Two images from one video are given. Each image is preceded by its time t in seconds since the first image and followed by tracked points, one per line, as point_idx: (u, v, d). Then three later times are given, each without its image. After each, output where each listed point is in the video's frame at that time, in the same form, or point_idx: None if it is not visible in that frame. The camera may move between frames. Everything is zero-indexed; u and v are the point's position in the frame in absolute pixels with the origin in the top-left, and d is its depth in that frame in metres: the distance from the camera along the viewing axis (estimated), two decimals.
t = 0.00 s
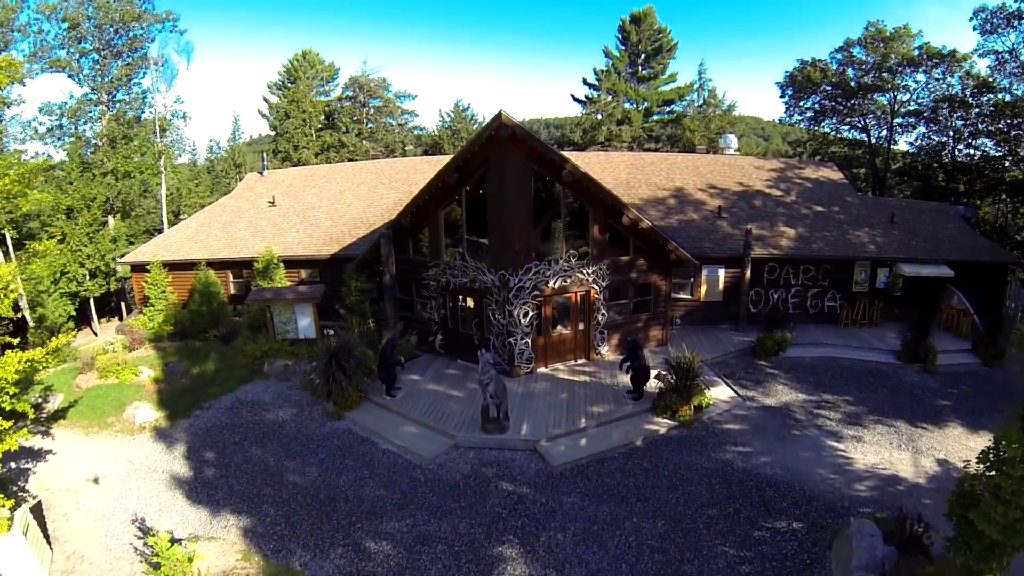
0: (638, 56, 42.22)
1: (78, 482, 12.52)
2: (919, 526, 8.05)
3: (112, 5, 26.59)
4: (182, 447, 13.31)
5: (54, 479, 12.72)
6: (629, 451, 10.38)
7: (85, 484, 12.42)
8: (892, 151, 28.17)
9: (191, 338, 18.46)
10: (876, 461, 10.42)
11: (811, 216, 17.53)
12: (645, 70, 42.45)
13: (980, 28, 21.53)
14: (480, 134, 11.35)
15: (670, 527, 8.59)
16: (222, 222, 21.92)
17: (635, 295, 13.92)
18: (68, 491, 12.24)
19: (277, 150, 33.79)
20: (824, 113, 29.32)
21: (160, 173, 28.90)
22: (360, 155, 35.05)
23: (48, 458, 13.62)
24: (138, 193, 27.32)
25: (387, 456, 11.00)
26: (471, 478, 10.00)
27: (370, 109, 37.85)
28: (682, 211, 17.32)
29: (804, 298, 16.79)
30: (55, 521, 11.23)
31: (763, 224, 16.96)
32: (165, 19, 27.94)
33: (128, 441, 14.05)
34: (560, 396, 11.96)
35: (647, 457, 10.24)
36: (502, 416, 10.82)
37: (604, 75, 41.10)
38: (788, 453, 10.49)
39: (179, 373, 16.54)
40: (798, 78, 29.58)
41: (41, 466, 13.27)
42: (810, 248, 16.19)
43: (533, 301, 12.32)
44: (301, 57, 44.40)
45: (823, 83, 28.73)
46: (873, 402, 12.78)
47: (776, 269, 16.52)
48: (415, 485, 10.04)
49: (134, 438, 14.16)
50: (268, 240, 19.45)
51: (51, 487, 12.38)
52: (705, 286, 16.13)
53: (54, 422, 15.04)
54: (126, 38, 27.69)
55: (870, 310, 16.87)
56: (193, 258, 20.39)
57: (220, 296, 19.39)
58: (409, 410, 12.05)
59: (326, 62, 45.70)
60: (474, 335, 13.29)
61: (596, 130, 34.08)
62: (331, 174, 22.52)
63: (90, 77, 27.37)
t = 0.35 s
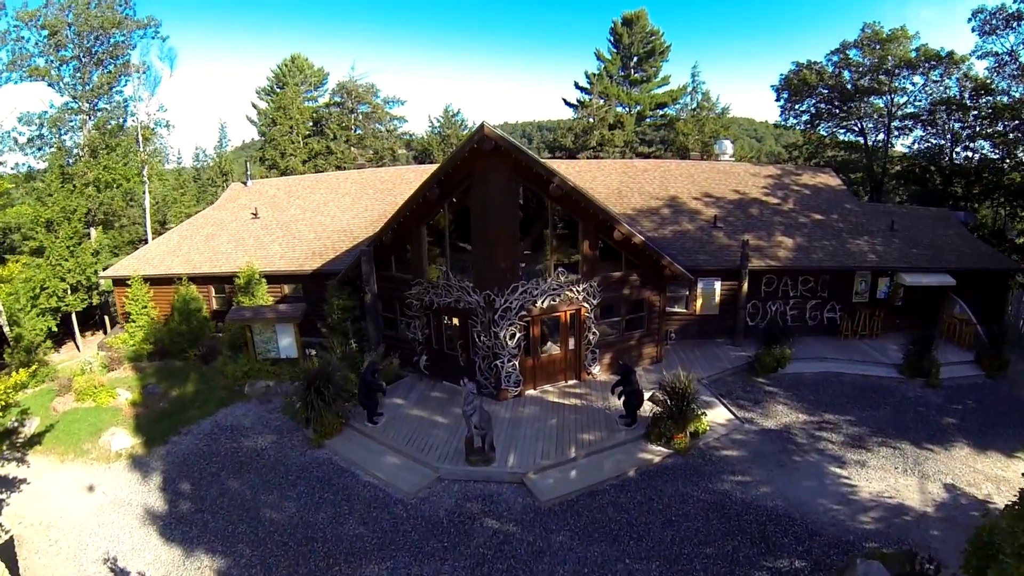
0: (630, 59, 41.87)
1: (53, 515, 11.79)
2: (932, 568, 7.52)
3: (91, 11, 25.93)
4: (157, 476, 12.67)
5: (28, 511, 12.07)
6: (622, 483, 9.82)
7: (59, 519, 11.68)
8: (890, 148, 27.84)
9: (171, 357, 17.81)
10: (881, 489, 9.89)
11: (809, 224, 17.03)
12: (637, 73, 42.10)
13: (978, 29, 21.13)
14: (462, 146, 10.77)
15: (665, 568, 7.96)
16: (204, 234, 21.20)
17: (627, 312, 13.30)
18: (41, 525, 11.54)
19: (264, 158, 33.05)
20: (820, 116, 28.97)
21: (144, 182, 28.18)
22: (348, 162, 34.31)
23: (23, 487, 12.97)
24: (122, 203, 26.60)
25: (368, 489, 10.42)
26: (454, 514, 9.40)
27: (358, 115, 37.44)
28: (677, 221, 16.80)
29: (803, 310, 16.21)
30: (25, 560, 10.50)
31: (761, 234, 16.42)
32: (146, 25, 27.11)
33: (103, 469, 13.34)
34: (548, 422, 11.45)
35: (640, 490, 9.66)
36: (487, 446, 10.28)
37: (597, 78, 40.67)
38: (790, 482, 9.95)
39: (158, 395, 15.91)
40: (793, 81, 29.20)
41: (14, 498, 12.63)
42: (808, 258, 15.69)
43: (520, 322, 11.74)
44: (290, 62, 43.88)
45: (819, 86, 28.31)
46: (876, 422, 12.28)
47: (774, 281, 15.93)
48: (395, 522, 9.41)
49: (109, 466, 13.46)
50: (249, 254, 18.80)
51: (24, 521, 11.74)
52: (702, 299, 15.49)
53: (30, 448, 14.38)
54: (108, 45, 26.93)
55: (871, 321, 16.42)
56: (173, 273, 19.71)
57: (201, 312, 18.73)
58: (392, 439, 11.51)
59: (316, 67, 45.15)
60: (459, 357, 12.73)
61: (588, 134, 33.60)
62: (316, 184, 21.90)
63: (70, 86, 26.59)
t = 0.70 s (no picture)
0: (625, 58, 41.32)
1: (23, 542, 11.05)
2: None
3: (72, 8, 25.02)
4: (130, 498, 12.04)
5: None
6: (613, 512, 9.28)
7: (29, 545, 10.94)
8: (890, 149, 27.36)
9: (150, 369, 17.15)
10: (884, 518, 9.41)
11: (809, 231, 16.52)
12: (631, 72, 41.52)
13: (981, 31, 20.66)
14: (445, 153, 10.21)
15: None
16: (186, 240, 20.53)
17: (620, 327, 12.73)
18: (8, 552, 10.78)
19: (252, 159, 32.54)
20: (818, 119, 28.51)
21: (128, 183, 27.54)
22: (338, 162, 34.21)
23: None
24: (105, 206, 25.87)
25: (346, 517, 9.82)
26: (436, 545, 8.81)
27: (348, 114, 36.78)
28: (673, 228, 16.04)
29: (802, 322, 15.78)
30: None
31: (760, 242, 15.78)
32: (130, 22, 26.29)
33: (77, 491, 12.65)
34: (536, 444, 10.93)
35: (633, 519, 9.12)
36: (471, 473, 9.72)
37: (590, 77, 40.03)
38: (790, 510, 9.46)
39: (136, 410, 15.28)
40: (792, 82, 28.71)
41: None
42: (808, 268, 15.16)
43: (506, 339, 11.17)
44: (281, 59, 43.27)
45: (818, 87, 27.82)
46: (878, 443, 11.81)
47: (773, 291, 15.44)
48: (373, 554, 8.80)
49: (82, 487, 12.76)
50: (231, 261, 18.18)
51: None
52: (698, 311, 14.97)
53: (3, 466, 13.65)
54: (90, 44, 26.05)
55: (871, 332, 16.06)
56: (154, 281, 19.05)
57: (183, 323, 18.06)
58: (374, 462, 10.94)
59: (305, 65, 44.47)
60: (444, 375, 12.19)
61: (581, 134, 32.93)
62: (301, 188, 21.27)
63: (52, 86, 25.84)
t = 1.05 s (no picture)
0: (625, 58, 40.70)
1: None
2: None
3: (58, 4, 24.25)
4: (104, 519, 11.48)
5: None
6: (607, 545, 8.72)
7: None
8: (897, 155, 26.91)
9: (133, 380, 16.61)
10: (893, 553, 8.90)
11: (814, 241, 15.99)
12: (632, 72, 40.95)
13: (990, 35, 20.11)
14: (430, 163, 9.51)
15: None
16: (173, 243, 19.95)
17: (617, 344, 12.09)
18: None
19: (246, 158, 32.17)
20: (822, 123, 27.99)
21: (118, 183, 26.94)
22: (332, 162, 33.75)
23: None
24: (94, 207, 25.31)
25: (324, 545, 9.24)
26: None
27: (342, 113, 36.42)
28: (674, 237, 15.28)
29: (806, 336, 15.30)
30: None
31: (763, 253, 15.15)
32: (119, 19, 25.58)
33: (52, 509, 12.12)
34: (527, 469, 10.44)
35: (628, 553, 8.56)
36: (457, 503, 9.17)
37: (590, 77, 39.42)
38: (794, 543, 8.94)
39: (117, 423, 14.74)
40: (796, 85, 28.10)
41: None
42: (813, 281, 14.64)
43: (497, 358, 10.55)
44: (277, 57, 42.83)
45: (822, 90, 27.31)
46: (884, 467, 11.33)
47: (777, 304, 14.90)
48: None
49: (57, 505, 12.20)
50: (217, 266, 17.58)
51: None
52: (699, 323, 14.42)
53: None
54: (78, 42, 25.26)
55: (877, 347, 15.67)
56: (139, 286, 18.46)
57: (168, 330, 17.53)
58: (358, 487, 10.42)
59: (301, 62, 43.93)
60: (433, 395, 11.66)
61: (581, 135, 32.31)
62: (291, 190, 20.66)
63: (39, 84, 25.18)
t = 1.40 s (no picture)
0: (631, 57, 40.04)
1: None
2: None
3: (51, 3, 23.77)
4: (84, 540, 10.98)
5: None
6: None
7: None
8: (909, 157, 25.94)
9: (122, 390, 16.18)
10: None
11: (826, 251, 15.42)
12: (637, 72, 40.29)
13: (1006, 38, 19.39)
14: (422, 173, 8.80)
15: None
16: (165, 247, 19.39)
17: (620, 363, 11.48)
18: None
19: (244, 157, 31.65)
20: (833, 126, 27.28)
21: (112, 184, 26.60)
22: (331, 162, 33.10)
23: None
24: (88, 209, 24.90)
25: None
26: None
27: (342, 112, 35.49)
28: (681, 245, 14.37)
29: (818, 351, 14.78)
30: None
31: (774, 264, 14.46)
32: (113, 18, 25.16)
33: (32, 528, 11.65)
34: (524, 497, 9.92)
35: None
36: (449, 536, 8.55)
37: (595, 76, 38.75)
38: None
39: (104, 437, 14.30)
40: (805, 87, 27.32)
41: None
42: (825, 294, 14.06)
43: (494, 379, 9.95)
44: (279, 54, 42.36)
45: (833, 92, 26.60)
46: (898, 496, 10.77)
47: (788, 317, 14.32)
48: None
49: (37, 523, 11.72)
50: (209, 272, 16.96)
51: None
52: (706, 338, 13.81)
53: None
54: (71, 41, 24.80)
55: (890, 362, 15.21)
56: (130, 291, 17.95)
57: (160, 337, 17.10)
58: (347, 514, 9.91)
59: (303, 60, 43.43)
60: (428, 416, 11.15)
61: (585, 135, 31.66)
62: (287, 193, 19.97)
63: (31, 85, 24.70)
